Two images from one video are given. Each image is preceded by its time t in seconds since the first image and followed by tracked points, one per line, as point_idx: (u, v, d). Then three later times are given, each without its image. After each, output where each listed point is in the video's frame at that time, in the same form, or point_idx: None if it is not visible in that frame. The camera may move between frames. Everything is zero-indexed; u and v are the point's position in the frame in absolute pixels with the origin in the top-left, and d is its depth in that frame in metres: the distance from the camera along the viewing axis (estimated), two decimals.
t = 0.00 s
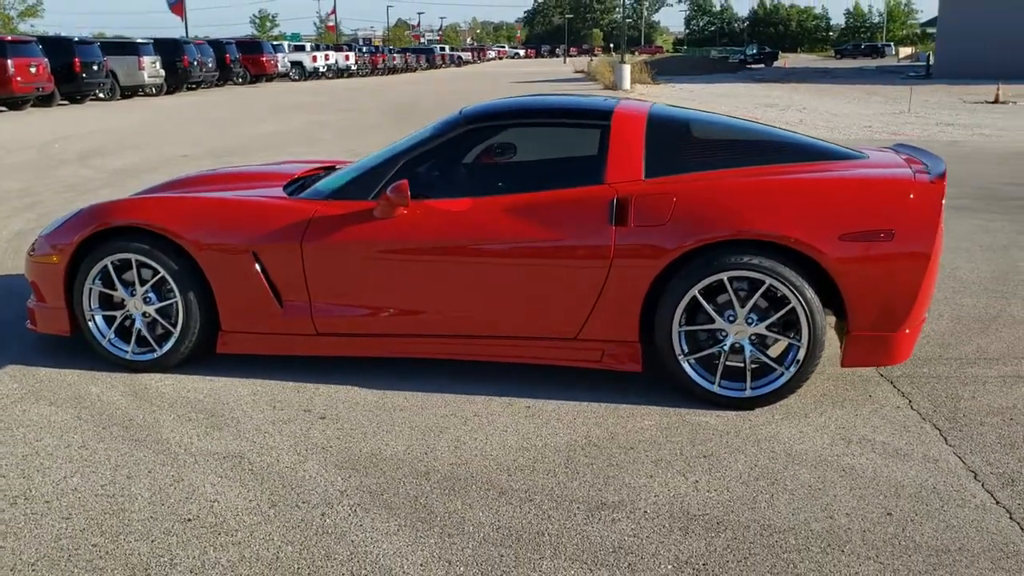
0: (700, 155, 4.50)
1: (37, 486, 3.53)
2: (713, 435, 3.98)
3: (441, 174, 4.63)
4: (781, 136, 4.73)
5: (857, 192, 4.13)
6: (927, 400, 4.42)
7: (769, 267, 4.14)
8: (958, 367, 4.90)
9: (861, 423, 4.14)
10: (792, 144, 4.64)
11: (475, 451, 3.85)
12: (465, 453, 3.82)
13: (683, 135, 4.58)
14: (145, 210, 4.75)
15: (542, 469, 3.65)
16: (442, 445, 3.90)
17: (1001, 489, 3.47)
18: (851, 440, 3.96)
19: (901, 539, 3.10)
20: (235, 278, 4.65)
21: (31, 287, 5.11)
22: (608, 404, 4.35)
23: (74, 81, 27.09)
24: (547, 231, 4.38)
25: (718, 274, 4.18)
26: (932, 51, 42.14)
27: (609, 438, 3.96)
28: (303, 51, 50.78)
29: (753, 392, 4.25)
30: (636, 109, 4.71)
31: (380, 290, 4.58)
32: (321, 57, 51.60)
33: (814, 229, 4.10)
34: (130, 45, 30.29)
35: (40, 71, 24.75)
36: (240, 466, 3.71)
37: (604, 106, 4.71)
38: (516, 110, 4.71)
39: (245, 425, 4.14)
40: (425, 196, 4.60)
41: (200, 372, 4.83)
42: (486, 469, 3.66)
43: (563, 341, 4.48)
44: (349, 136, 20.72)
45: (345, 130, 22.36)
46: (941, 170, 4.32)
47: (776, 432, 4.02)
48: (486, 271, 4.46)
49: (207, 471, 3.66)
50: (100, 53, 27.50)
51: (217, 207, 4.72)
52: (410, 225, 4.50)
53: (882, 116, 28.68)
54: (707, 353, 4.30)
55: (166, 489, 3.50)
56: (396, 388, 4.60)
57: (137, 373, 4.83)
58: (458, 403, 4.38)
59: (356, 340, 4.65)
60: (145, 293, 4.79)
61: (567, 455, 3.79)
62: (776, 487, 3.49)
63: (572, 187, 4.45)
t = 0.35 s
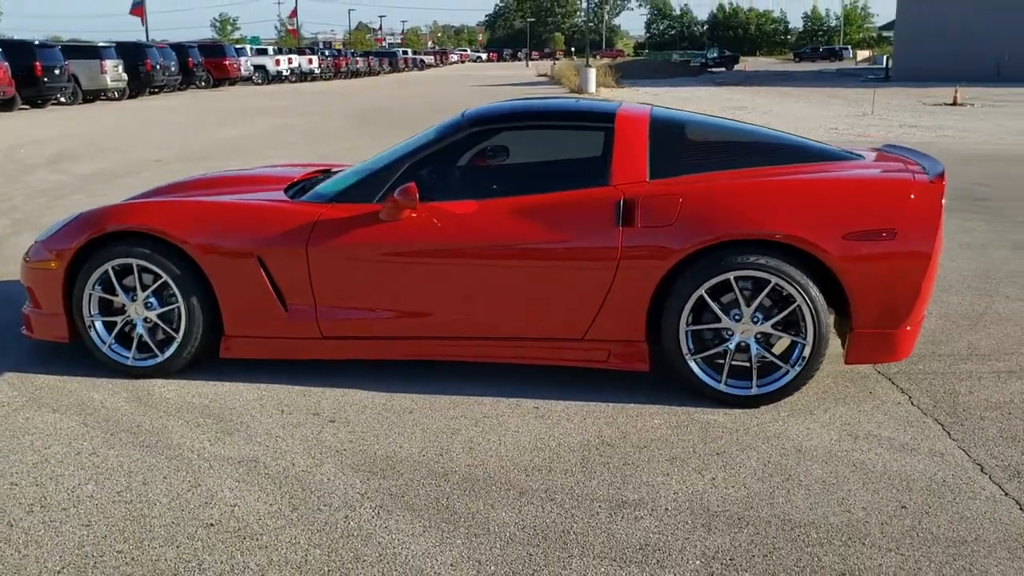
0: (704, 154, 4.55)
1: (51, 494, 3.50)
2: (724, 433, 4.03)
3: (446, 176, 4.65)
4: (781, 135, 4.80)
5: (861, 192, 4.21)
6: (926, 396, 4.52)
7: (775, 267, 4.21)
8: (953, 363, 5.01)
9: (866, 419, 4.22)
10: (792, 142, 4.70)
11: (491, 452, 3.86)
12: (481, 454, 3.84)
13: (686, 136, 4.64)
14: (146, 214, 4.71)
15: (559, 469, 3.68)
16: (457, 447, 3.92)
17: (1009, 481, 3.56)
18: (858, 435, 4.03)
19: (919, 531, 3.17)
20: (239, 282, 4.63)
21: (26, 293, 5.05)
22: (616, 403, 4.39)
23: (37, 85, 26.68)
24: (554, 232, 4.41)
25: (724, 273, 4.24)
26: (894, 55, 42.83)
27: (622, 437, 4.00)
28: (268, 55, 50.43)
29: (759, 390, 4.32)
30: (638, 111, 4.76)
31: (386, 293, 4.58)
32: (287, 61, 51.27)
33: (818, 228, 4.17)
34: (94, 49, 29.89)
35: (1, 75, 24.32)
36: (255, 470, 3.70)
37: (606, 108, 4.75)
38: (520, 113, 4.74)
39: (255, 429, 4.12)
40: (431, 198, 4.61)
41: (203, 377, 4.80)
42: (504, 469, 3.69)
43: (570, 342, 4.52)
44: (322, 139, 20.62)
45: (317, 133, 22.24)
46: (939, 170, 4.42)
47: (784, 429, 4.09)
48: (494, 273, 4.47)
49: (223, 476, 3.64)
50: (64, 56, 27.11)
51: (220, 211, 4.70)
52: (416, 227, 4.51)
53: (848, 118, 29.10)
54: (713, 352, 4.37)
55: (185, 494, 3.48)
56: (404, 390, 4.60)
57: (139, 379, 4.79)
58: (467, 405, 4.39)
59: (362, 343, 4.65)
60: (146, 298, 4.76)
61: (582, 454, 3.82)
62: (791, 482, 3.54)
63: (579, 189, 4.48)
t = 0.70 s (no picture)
0: (713, 154, 4.61)
1: (75, 494, 3.48)
2: (739, 427, 4.09)
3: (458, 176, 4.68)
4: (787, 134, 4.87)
5: (869, 189, 4.29)
6: (932, 389, 4.60)
7: (786, 263, 4.27)
8: (953, 358, 5.10)
9: (876, 412, 4.29)
10: (798, 142, 4.78)
11: (510, 447, 3.89)
12: (501, 450, 3.86)
13: (694, 136, 4.70)
14: (156, 215, 4.70)
15: (582, 464, 3.72)
16: (476, 443, 3.94)
17: (1022, 471, 3.64)
18: (870, 428, 4.10)
19: (941, 519, 3.24)
20: (251, 282, 4.63)
21: (31, 295, 5.01)
22: (629, 400, 4.43)
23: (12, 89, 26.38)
24: (566, 231, 4.45)
25: (736, 270, 4.30)
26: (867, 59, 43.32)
27: (639, 432, 4.04)
28: (244, 58, 50.16)
29: (771, 384, 4.38)
30: (646, 111, 4.82)
31: (399, 292, 4.60)
32: (262, 65, 51.03)
33: (828, 225, 4.25)
34: (69, 52, 29.61)
35: None
36: (278, 468, 3.70)
37: (615, 109, 4.81)
38: (530, 113, 4.78)
39: (273, 428, 4.12)
40: (442, 198, 4.64)
41: (214, 378, 4.80)
42: (526, 464, 3.72)
43: (582, 339, 4.56)
44: (304, 142, 20.57)
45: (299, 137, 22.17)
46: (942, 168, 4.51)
47: (797, 423, 4.15)
48: (507, 271, 4.50)
49: (247, 474, 3.64)
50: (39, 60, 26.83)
51: (231, 212, 4.70)
52: (428, 227, 4.53)
53: (824, 121, 29.41)
54: (725, 348, 4.42)
55: (210, 492, 3.48)
56: (417, 389, 4.62)
57: (149, 381, 4.78)
58: (482, 402, 4.42)
59: (375, 342, 4.67)
60: (156, 300, 4.74)
61: (602, 449, 3.86)
62: (811, 474, 3.60)
63: (590, 188, 4.52)
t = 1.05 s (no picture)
0: (723, 152, 4.70)
1: (108, 492, 3.50)
2: (755, 419, 4.18)
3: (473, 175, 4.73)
4: (792, 132, 4.97)
5: (878, 186, 4.41)
6: (937, 380, 4.72)
7: (798, 258, 4.38)
8: (953, 350, 5.23)
9: (885, 403, 4.41)
10: (804, 140, 4.89)
11: (535, 441, 3.95)
12: (526, 444, 3.92)
13: (704, 134, 4.78)
14: (172, 214, 4.71)
15: (607, 455, 3.79)
16: (501, 437, 4.00)
17: None
18: (882, 418, 4.21)
19: (962, 503, 3.35)
20: (268, 281, 4.66)
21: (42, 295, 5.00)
22: (645, 394, 4.52)
23: None
24: (582, 228, 4.52)
25: (750, 266, 4.40)
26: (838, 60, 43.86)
27: (659, 425, 4.12)
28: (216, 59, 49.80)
29: (783, 376, 4.48)
30: (656, 110, 4.90)
31: (416, 290, 4.64)
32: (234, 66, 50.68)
33: (839, 221, 4.36)
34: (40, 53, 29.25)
35: None
36: (308, 463, 3.74)
37: (626, 108, 4.88)
38: (543, 112, 4.84)
39: (296, 425, 4.16)
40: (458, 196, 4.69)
41: (230, 376, 4.82)
42: (553, 457, 3.78)
43: (597, 335, 4.63)
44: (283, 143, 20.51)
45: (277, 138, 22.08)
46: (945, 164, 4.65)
47: (811, 414, 4.25)
48: (524, 268, 4.57)
49: (277, 470, 3.67)
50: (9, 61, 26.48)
51: (247, 211, 4.73)
52: (445, 225, 4.58)
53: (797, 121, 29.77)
54: (738, 342, 4.51)
55: (243, 488, 3.51)
56: (434, 385, 4.67)
57: (165, 380, 4.79)
58: (500, 397, 4.48)
59: (391, 339, 4.71)
60: (171, 299, 4.75)
61: (625, 441, 3.94)
62: (831, 463, 3.70)
63: (605, 185, 4.59)
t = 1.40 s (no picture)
0: (727, 153, 4.78)
1: (132, 494, 3.50)
2: (765, 414, 4.26)
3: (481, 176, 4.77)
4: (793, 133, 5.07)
5: (880, 185, 4.52)
6: (935, 375, 4.84)
7: (804, 256, 4.47)
8: (948, 345, 5.36)
9: (889, 397, 4.51)
10: (805, 141, 4.98)
11: (552, 438, 4.01)
12: (543, 441, 3.97)
13: (708, 135, 4.86)
14: (181, 216, 4.71)
15: (625, 451, 3.85)
16: (518, 435, 4.05)
17: None
18: (887, 411, 4.31)
19: (974, 493, 3.44)
20: (278, 282, 4.67)
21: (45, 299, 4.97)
22: (654, 391, 4.58)
23: None
24: (591, 228, 4.58)
25: (757, 264, 4.48)
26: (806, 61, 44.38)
27: (672, 421, 4.19)
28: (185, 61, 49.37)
29: (789, 373, 4.57)
30: (660, 112, 4.97)
31: (426, 290, 4.68)
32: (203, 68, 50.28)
33: (843, 220, 4.46)
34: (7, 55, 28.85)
35: None
36: (330, 462, 3.76)
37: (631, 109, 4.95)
38: (549, 114, 4.90)
39: (312, 425, 4.18)
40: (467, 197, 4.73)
41: (239, 378, 4.82)
42: (571, 453, 3.84)
43: (605, 333, 4.70)
44: (260, 146, 20.41)
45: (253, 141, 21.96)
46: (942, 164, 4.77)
47: (818, 408, 4.34)
48: (534, 268, 4.62)
49: (300, 469, 3.70)
50: None
51: (256, 213, 4.74)
52: (455, 226, 4.62)
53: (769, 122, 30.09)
54: (745, 339, 4.60)
55: (268, 488, 3.53)
56: (444, 384, 4.71)
57: (174, 383, 4.79)
58: (512, 395, 4.53)
59: (401, 340, 4.74)
60: (179, 301, 4.75)
61: (641, 437, 4.00)
62: (844, 455, 3.78)
63: (613, 186, 4.66)
